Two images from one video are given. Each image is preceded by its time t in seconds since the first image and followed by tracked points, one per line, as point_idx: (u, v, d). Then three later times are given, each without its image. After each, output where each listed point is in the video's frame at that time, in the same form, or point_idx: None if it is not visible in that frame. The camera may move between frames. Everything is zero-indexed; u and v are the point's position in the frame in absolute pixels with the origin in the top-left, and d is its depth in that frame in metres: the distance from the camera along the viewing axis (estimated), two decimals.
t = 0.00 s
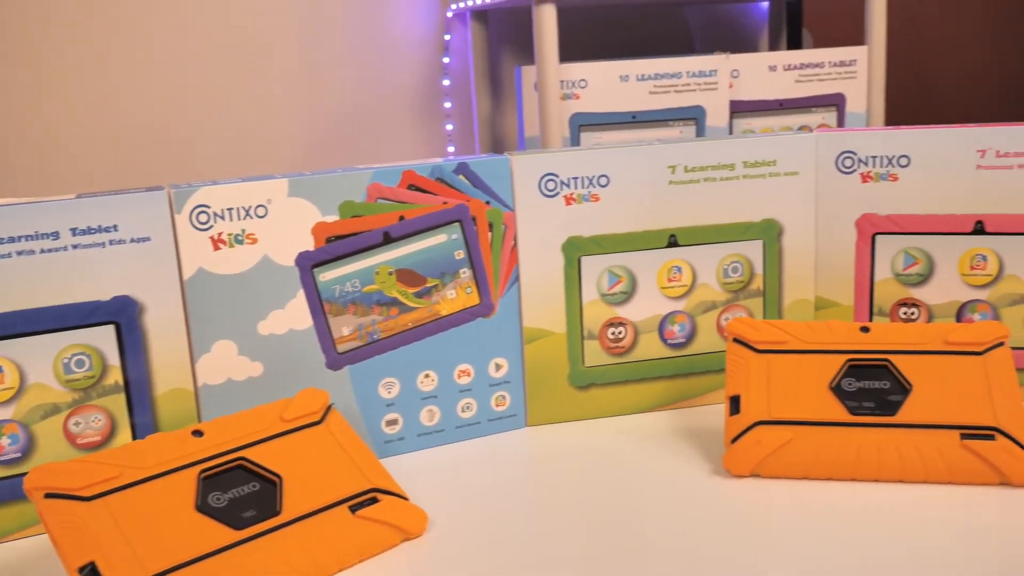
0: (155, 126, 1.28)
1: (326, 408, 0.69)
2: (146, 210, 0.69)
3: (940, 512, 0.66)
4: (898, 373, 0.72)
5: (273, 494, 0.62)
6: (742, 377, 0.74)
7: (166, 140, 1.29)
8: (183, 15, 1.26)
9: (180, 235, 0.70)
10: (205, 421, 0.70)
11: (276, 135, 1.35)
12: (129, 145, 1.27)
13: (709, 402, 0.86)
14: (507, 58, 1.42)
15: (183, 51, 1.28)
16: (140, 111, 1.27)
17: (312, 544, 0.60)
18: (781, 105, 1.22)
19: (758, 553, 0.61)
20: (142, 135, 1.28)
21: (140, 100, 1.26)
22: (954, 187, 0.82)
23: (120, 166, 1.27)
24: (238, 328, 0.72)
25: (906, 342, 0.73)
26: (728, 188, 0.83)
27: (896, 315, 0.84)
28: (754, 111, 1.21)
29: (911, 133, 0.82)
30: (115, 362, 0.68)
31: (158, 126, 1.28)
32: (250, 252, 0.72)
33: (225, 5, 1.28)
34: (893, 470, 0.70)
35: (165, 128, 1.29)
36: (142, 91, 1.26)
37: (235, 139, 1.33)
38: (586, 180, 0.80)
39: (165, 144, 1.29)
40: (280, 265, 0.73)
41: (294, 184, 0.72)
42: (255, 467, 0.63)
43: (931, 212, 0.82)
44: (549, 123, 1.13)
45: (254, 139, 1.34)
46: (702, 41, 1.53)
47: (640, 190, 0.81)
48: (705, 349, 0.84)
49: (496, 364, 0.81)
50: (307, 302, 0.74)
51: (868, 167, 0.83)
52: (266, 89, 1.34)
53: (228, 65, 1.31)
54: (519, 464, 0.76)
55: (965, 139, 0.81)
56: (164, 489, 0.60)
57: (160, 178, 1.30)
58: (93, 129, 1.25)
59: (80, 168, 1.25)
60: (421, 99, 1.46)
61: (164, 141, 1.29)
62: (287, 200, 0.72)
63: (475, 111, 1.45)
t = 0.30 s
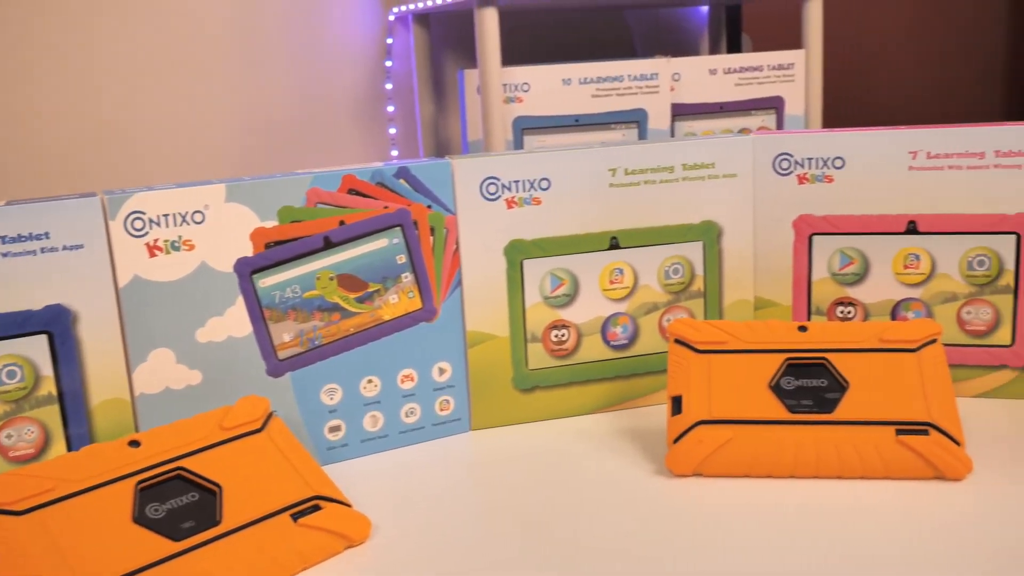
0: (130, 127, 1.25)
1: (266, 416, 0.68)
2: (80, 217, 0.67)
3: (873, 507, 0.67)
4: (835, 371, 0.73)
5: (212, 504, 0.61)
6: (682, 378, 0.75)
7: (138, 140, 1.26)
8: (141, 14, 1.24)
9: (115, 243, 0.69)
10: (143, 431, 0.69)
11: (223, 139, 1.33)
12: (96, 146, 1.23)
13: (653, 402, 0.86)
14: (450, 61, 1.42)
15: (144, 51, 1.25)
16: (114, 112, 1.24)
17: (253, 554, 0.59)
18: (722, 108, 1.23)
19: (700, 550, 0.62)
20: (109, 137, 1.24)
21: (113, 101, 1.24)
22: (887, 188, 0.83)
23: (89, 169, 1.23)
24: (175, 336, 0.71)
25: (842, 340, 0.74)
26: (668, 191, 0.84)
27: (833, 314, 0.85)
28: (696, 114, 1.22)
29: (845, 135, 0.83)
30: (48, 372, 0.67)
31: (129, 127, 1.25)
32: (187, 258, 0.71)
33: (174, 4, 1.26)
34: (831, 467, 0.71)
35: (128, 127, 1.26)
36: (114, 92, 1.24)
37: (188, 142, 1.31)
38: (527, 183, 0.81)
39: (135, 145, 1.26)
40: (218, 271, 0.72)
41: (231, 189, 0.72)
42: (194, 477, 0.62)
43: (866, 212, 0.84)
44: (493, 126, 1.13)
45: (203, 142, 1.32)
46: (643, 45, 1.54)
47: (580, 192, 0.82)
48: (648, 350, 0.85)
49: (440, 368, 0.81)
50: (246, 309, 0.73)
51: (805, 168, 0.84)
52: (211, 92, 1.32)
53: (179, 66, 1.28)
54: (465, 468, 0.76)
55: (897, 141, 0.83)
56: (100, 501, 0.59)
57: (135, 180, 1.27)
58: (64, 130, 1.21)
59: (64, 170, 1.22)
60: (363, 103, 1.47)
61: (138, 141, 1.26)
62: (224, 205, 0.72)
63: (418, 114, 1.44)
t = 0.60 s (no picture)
0: (86, 132, 1.27)
1: (215, 423, 0.67)
2: (20, 224, 0.66)
3: (821, 504, 0.68)
4: (783, 370, 0.74)
5: (160, 514, 0.60)
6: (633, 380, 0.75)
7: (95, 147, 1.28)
8: (94, 18, 1.25)
9: (57, 250, 0.68)
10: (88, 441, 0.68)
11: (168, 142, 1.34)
12: (57, 148, 1.25)
13: (606, 404, 0.87)
14: (400, 66, 1.41)
15: (101, 54, 1.27)
16: (72, 118, 1.26)
17: (202, 563, 0.59)
18: (672, 111, 1.24)
19: (652, 550, 0.62)
20: (71, 140, 1.26)
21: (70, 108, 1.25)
22: (832, 190, 0.84)
23: (48, 173, 1.24)
24: (121, 344, 0.70)
25: (790, 340, 0.75)
26: (617, 193, 0.84)
27: (781, 314, 0.86)
28: (646, 117, 1.23)
29: (790, 138, 0.84)
30: None
31: (85, 133, 1.27)
32: (132, 265, 0.70)
33: (128, 12, 1.28)
34: (780, 466, 0.72)
35: (84, 129, 1.27)
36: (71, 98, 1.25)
37: (135, 144, 1.32)
38: (477, 187, 0.81)
39: (92, 150, 1.28)
40: (164, 277, 0.71)
41: (177, 195, 0.71)
42: (141, 486, 0.62)
43: (812, 213, 0.85)
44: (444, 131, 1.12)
45: (149, 145, 1.33)
46: (594, 49, 1.55)
47: (531, 196, 0.82)
48: (600, 352, 0.85)
49: (392, 373, 0.81)
50: (193, 315, 0.72)
51: (752, 170, 0.85)
52: (157, 95, 1.33)
53: (128, 68, 1.29)
54: (417, 473, 0.76)
55: (841, 143, 0.84)
56: (44, 513, 0.58)
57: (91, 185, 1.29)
58: (26, 133, 1.22)
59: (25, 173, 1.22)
60: (310, 110, 1.49)
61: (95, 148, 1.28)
62: (170, 211, 0.71)
63: (369, 118, 1.43)
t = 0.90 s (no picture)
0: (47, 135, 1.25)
1: (164, 432, 0.67)
2: None
3: (772, 503, 0.68)
4: (735, 370, 0.75)
5: (109, 524, 0.60)
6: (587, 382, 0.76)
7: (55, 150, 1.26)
8: (49, 20, 1.24)
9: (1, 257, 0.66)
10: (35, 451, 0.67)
11: (123, 144, 1.33)
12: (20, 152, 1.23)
13: (560, 406, 0.87)
14: (354, 69, 1.40)
15: (54, 57, 1.25)
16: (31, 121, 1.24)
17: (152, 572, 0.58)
18: (626, 114, 1.25)
19: (607, 551, 0.62)
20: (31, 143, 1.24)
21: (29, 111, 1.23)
22: (781, 191, 0.85)
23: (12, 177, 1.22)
24: (67, 352, 0.69)
25: (742, 340, 0.76)
26: (569, 196, 0.85)
27: (733, 314, 0.87)
28: (600, 120, 1.24)
29: (740, 140, 0.85)
30: None
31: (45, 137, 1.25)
32: (78, 272, 0.69)
33: (80, 14, 1.27)
34: (732, 465, 0.72)
35: (46, 134, 1.25)
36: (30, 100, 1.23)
37: (94, 148, 1.30)
38: (429, 191, 0.80)
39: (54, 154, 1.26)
40: (111, 284, 0.70)
41: (124, 200, 0.70)
42: (89, 496, 0.61)
43: (762, 215, 0.86)
44: (397, 131, 1.12)
45: (107, 149, 1.32)
46: (548, 52, 1.55)
47: (484, 199, 0.82)
48: (554, 355, 0.86)
49: (345, 379, 0.80)
50: (142, 322, 0.71)
51: (703, 173, 0.86)
52: (112, 98, 1.32)
53: (82, 72, 1.28)
54: (371, 478, 0.75)
55: (790, 146, 0.85)
56: None
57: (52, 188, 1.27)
58: None
59: None
60: (259, 115, 1.49)
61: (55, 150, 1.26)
62: (117, 217, 0.70)
63: (323, 121, 1.42)
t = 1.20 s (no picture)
0: None
1: (117, 440, 0.65)
2: None
3: (728, 503, 0.69)
4: (690, 371, 0.76)
5: (58, 535, 0.59)
6: (543, 384, 0.76)
7: None
8: None
9: None
10: None
11: (69, 150, 1.32)
12: None
13: (517, 409, 0.87)
14: (309, 72, 1.39)
15: None
16: None
17: None
18: (582, 117, 1.26)
19: (564, 553, 0.63)
20: None
21: None
22: (733, 193, 0.86)
23: None
24: (14, 361, 0.68)
25: (696, 341, 0.77)
26: (524, 199, 0.85)
27: (688, 315, 0.88)
28: (556, 123, 1.24)
29: (693, 143, 0.86)
30: None
31: None
32: (25, 279, 0.68)
33: (24, 20, 1.26)
34: (688, 465, 0.73)
35: None
36: None
37: (38, 154, 1.30)
38: (384, 195, 0.80)
39: None
40: (59, 291, 0.69)
41: (72, 206, 0.69)
42: (38, 507, 0.60)
43: (715, 216, 0.87)
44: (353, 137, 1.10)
45: (52, 155, 1.31)
46: (504, 55, 1.55)
47: (438, 202, 0.82)
48: (510, 358, 0.86)
49: (301, 384, 0.80)
50: (92, 330, 0.70)
51: (657, 175, 0.87)
52: (58, 104, 1.31)
53: (27, 78, 1.27)
54: (328, 484, 0.75)
55: (742, 148, 0.86)
56: None
57: None
58: None
59: None
60: (214, 116, 1.48)
61: None
62: (65, 223, 0.69)
63: (279, 124, 1.43)
